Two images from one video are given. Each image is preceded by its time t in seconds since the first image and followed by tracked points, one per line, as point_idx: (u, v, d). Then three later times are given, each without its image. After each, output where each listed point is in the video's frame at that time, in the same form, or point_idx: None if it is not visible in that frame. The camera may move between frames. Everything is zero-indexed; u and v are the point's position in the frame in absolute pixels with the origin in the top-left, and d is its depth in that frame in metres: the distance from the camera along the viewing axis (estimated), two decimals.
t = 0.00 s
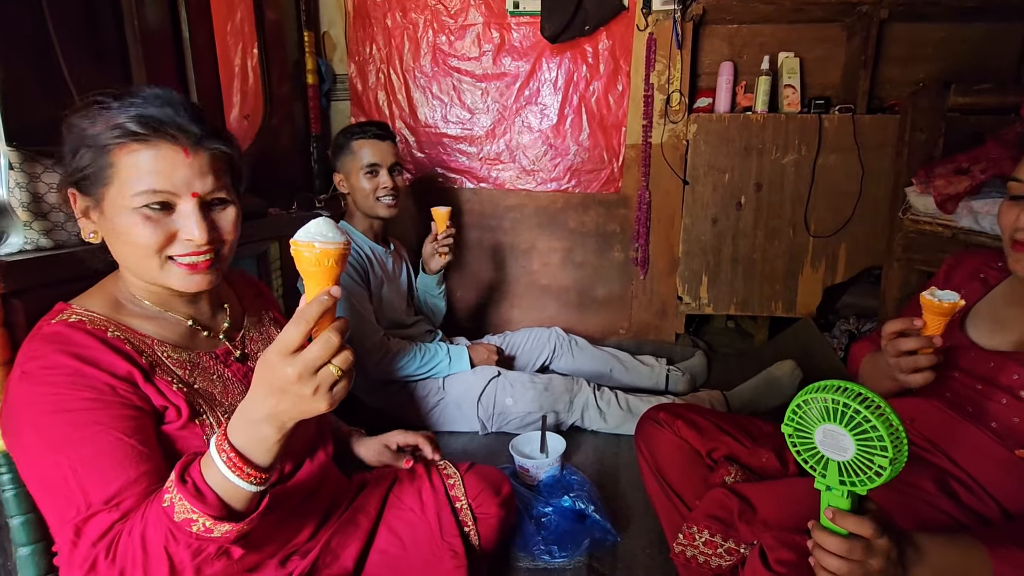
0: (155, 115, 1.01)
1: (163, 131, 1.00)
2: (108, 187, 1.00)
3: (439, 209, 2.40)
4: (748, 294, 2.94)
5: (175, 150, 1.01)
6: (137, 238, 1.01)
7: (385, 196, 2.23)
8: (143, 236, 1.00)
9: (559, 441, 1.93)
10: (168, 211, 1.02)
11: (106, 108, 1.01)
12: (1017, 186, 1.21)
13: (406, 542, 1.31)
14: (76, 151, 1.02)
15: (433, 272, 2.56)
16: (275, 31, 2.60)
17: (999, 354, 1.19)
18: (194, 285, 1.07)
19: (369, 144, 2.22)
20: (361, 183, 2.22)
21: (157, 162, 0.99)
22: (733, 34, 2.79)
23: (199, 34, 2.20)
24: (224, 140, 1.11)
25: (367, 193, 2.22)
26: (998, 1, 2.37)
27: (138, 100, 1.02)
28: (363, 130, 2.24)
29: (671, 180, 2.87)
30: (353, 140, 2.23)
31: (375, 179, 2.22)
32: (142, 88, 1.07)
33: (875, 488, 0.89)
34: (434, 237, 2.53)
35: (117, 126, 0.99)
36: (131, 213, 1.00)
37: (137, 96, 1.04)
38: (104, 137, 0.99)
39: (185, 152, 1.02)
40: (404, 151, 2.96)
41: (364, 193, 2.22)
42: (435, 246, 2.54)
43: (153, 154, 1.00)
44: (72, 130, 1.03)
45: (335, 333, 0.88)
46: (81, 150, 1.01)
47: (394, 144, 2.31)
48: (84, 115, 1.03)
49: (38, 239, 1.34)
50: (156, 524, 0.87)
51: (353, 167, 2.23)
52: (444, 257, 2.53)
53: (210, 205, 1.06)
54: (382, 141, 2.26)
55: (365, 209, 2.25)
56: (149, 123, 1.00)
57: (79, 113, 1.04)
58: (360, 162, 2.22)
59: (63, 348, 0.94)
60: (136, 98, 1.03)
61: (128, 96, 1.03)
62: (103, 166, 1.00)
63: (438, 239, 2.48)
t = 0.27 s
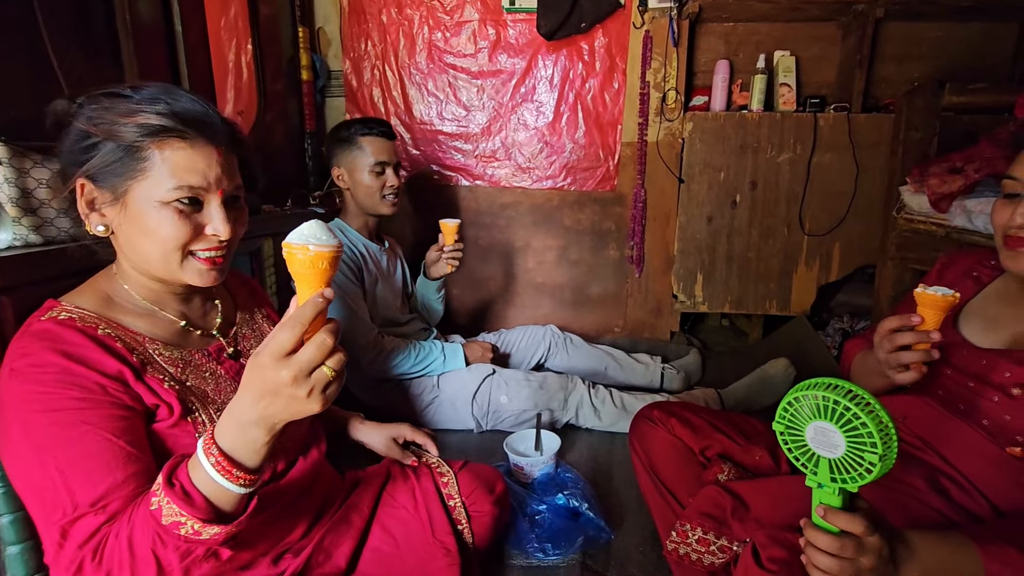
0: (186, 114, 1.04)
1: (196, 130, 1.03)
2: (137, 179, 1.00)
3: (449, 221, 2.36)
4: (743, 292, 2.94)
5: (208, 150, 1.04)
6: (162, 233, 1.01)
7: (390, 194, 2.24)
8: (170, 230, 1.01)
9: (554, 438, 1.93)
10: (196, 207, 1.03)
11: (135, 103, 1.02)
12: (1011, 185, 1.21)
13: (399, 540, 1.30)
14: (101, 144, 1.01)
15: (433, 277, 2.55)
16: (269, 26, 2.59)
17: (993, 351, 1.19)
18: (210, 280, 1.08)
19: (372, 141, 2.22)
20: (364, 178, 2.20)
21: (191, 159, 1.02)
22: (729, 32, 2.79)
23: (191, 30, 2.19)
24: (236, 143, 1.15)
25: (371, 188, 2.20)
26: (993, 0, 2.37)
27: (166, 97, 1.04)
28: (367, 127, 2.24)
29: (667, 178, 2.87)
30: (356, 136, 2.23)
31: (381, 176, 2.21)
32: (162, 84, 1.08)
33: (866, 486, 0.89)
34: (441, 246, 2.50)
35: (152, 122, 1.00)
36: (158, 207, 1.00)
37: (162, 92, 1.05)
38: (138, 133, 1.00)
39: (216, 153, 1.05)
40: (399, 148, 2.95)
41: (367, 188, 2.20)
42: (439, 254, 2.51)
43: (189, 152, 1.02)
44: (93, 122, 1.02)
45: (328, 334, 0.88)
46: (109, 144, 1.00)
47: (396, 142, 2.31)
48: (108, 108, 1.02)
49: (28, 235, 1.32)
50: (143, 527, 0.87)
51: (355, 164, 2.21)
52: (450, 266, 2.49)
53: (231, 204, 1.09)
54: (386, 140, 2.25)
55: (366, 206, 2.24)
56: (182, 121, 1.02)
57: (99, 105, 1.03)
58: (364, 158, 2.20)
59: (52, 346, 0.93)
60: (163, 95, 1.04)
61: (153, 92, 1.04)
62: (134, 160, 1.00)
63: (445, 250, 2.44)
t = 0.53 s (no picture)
0: (199, 120, 1.06)
1: (208, 135, 1.06)
2: (149, 183, 1.02)
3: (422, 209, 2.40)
4: (733, 290, 2.97)
5: (220, 159, 1.06)
6: (168, 234, 1.03)
7: (386, 193, 2.26)
8: (176, 232, 1.03)
9: (546, 434, 1.95)
10: (204, 210, 1.05)
11: (150, 109, 1.03)
12: (988, 185, 1.22)
13: (391, 533, 1.31)
14: (113, 143, 1.01)
15: (420, 269, 2.58)
16: (264, 24, 2.60)
17: (972, 348, 1.22)
18: (207, 278, 1.11)
19: (369, 140, 2.24)
20: (360, 177, 2.21)
21: (203, 163, 1.04)
22: (720, 33, 2.82)
23: (186, 27, 2.20)
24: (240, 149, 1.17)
25: (368, 187, 2.22)
26: (979, 3, 2.40)
27: (181, 102, 1.07)
28: (364, 125, 2.26)
29: (659, 177, 2.90)
30: (353, 134, 2.24)
31: (377, 175, 2.23)
32: (174, 88, 1.10)
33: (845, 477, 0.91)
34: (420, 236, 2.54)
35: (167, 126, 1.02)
36: (166, 209, 1.02)
37: (175, 97, 1.07)
38: (153, 135, 1.01)
39: (227, 162, 1.08)
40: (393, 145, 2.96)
41: (363, 186, 2.22)
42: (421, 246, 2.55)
43: (202, 160, 1.04)
44: (106, 123, 1.02)
45: (323, 324, 0.90)
46: (121, 143, 1.01)
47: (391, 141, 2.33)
48: (122, 109, 1.03)
49: (23, 231, 1.34)
50: (140, 515, 0.88)
51: (352, 163, 2.23)
52: (433, 255, 2.54)
53: (236, 210, 1.12)
54: (382, 139, 2.27)
55: (361, 204, 2.26)
56: (196, 126, 1.05)
57: (112, 105, 1.04)
58: (360, 157, 2.22)
59: (49, 340, 0.95)
60: (177, 100, 1.07)
61: (167, 96, 1.07)
62: (145, 161, 1.01)
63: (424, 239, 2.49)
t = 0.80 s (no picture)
0: (212, 128, 1.09)
1: (220, 144, 1.09)
2: (157, 187, 1.03)
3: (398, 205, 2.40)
4: (724, 288, 3.01)
5: (229, 168, 1.09)
6: (172, 235, 1.05)
7: (374, 193, 2.26)
8: (181, 234, 1.05)
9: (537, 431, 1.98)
10: (210, 215, 1.07)
11: (167, 116, 1.05)
12: (962, 186, 1.24)
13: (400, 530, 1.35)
14: (125, 144, 1.03)
15: (405, 265, 2.58)
16: (258, 22, 2.61)
17: (953, 344, 1.24)
18: (204, 280, 1.13)
19: (361, 139, 2.25)
20: (349, 176, 2.23)
21: (213, 172, 1.06)
22: (712, 33, 2.85)
23: (180, 25, 2.21)
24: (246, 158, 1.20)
25: (356, 187, 2.24)
26: (965, 6, 2.44)
27: (195, 110, 1.09)
28: (356, 125, 2.27)
29: (650, 177, 2.93)
30: (345, 133, 2.26)
31: (365, 175, 2.24)
32: (188, 95, 1.12)
33: (822, 467, 0.93)
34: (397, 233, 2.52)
35: (182, 133, 1.05)
36: (173, 213, 1.04)
37: (190, 104, 1.10)
38: (168, 140, 1.03)
39: (235, 171, 1.10)
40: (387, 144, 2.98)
41: (353, 186, 2.24)
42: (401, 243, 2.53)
43: (213, 169, 1.06)
44: (120, 125, 1.04)
45: (319, 321, 0.93)
46: (135, 145, 1.03)
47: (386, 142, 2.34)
48: (137, 112, 1.05)
49: (16, 229, 1.35)
50: (137, 506, 0.90)
51: (342, 160, 2.25)
52: (413, 251, 2.53)
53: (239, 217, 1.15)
54: (375, 138, 2.28)
55: (351, 202, 2.28)
56: (209, 134, 1.08)
57: (128, 107, 1.05)
58: (350, 155, 2.24)
59: (46, 334, 0.97)
60: (193, 107, 1.09)
61: (183, 103, 1.09)
62: (158, 164, 1.03)
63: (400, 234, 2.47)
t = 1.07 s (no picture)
0: (208, 125, 1.09)
1: (215, 141, 1.09)
2: (150, 182, 1.03)
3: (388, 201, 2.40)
4: (714, 287, 3.03)
5: (223, 164, 1.09)
6: (164, 231, 1.05)
7: (366, 192, 2.26)
8: (173, 229, 1.05)
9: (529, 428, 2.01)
10: (202, 211, 1.07)
11: (162, 111, 1.05)
12: (941, 189, 1.27)
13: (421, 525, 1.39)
14: (119, 139, 1.03)
15: (398, 262, 2.58)
16: (249, 19, 2.60)
17: (936, 343, 1.25)
18: (194, 276, 1.14)
19: (352, 138, 2.25)
20: (340, 174, 2.23)
21: (208, 168, 1.06)
22: (703, 34, 2.86)
23: (169, 20, 2.20)
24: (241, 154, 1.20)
25: (347, 185, 2.24)
26: (952, 8, 2.47)
27: (191, 106, 1.09)
28: (347, 124, 2.27)
29: (642, 176, 2.95)
30: (336, 131, 2.26)
31: (356, 174, 2.24)
32: (184, 91, 1.12)
33: (810, 464, 0.95)
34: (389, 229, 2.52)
35: (177, 129, 1.05)
36: (165, 208, 1.04)
37: (186, 101, 1.10)
38: (163, 136, 1.03)
39: (229, 167, 1.10)
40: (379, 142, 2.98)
41: (344, 185, 2.24)
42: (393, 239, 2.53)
43: (207, 165, 1.06)
44: (115, 119, 1.04)
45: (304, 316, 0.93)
46: (130, 140, 1.03)
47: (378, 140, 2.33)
48: (133, 107, 1.05)
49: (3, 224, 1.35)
50: (119, 503, 0.91)
51: (333, 159, 2.25)
52: (405, 247, 2.54)
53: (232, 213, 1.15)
54: (367, 137, 2.28)
55: (342, 201, 2.28)
56: (204, 131, 1.08)
57: (123, 102, 1.05)
58: (341, 154, 2.23)
59: (30, 329, 0.97)
60: (189, 104, 1.09)
61: (178, 99, 1.09)
62: (153, 159, 1.03)
63: (393, 230, 2.47)
